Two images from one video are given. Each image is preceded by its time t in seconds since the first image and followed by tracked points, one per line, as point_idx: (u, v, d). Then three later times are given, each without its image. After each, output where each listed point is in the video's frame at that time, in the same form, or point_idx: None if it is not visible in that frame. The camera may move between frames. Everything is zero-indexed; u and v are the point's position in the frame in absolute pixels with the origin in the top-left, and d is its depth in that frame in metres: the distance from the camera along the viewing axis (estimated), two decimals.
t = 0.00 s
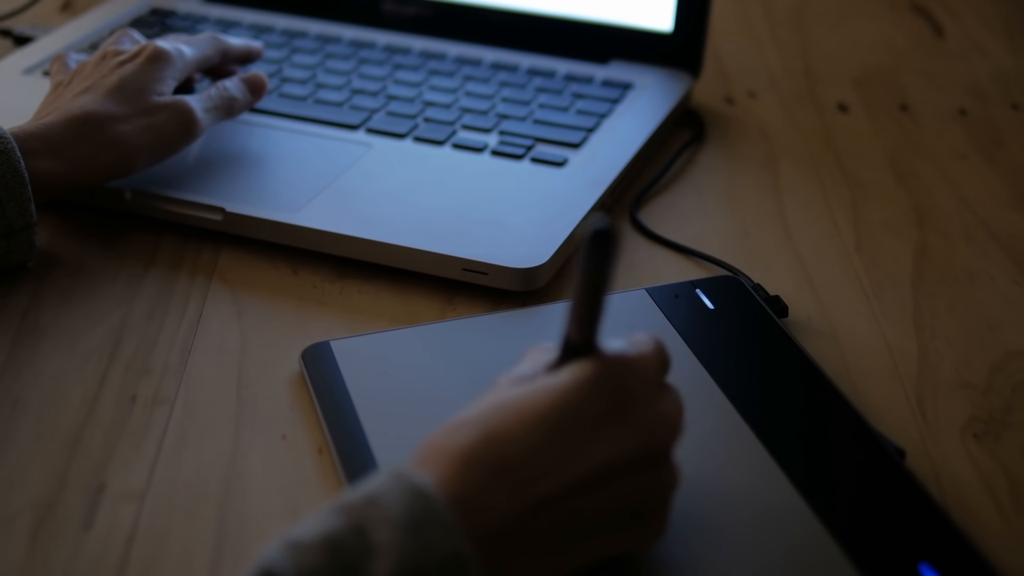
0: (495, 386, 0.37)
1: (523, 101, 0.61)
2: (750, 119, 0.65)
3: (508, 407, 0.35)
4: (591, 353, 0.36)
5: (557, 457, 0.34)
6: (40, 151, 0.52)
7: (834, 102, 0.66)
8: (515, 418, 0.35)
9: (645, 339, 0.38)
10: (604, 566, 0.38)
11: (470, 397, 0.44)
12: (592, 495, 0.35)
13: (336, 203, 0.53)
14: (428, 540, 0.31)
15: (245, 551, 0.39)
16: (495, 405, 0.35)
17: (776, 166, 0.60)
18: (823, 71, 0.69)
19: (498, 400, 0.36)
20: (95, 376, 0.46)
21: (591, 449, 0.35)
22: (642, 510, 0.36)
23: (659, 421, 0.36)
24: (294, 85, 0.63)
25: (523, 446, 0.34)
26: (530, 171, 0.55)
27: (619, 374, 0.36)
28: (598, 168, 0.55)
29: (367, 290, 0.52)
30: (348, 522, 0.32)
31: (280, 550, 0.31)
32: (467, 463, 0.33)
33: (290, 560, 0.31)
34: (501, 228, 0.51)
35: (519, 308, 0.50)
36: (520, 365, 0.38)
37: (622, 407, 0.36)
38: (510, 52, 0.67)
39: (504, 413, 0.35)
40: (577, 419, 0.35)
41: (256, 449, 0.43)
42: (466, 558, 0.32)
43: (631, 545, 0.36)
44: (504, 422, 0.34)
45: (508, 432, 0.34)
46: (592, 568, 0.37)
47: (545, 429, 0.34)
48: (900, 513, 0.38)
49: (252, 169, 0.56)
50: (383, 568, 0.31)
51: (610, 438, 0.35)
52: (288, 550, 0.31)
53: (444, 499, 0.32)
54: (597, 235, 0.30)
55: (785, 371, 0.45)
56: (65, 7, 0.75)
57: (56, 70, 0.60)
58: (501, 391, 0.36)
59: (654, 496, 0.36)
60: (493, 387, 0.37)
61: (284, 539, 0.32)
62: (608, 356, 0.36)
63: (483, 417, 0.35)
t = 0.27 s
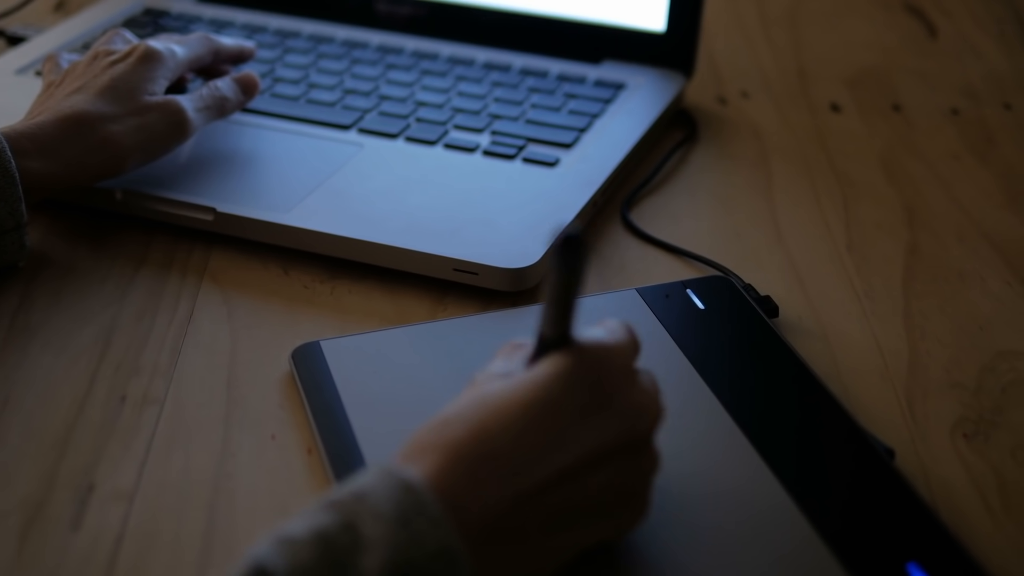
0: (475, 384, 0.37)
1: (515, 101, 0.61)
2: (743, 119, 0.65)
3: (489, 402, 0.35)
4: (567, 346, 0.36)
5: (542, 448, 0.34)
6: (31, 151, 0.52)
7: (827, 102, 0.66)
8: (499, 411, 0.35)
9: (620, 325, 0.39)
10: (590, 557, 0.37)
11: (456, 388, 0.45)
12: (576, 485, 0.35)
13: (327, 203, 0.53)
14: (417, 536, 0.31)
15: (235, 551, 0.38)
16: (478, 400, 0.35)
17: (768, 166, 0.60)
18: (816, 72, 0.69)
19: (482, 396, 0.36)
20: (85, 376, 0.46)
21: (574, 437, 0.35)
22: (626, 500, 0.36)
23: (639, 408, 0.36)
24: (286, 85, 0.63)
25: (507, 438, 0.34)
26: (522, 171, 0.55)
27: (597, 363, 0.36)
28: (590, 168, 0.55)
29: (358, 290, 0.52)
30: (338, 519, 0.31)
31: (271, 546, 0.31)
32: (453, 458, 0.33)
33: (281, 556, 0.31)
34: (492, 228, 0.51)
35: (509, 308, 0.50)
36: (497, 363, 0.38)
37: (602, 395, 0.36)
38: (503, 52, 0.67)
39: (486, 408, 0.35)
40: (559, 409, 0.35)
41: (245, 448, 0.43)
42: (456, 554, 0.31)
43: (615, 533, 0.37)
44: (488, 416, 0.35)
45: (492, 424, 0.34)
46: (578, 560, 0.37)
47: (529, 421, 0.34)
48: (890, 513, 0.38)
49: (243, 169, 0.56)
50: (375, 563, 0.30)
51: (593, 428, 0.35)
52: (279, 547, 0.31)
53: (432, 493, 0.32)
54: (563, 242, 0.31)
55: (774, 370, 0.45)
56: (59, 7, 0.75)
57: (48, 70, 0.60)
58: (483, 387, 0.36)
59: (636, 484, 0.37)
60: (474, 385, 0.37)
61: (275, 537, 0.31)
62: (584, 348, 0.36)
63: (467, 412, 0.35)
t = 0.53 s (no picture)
0: (473, 387, 0.36)
1: (508, 101, 0.61)
2: (737, 119, 0.65)
3: (501, 414, 0.34)
4: (584, 365, 0.36)
5: (553, 468, 0.33)
6: (22, 151, 0.52)
7: (820, 102, 0.66)
8: (514, 427, 0.34)
9: (622, 341, 0.38)
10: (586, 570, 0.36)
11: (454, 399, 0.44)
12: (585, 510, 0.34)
13: (319, 203, 0.53)
14: (423, 554, 0.30)
15: (225, 551, 0.38)
16: (490, 410, 0.34)
17: (761, 166, 0.60)
18: (810, 72, 0.69)
19: (493, 406, 0.34)
20: (76, 378, 0.46)
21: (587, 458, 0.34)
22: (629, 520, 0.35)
23: (655, 435, 0.36)
24: (280, 85, 0.63)
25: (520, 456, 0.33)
26: (515, 171, 0.55)
27: (616, 390, 0.35)
28: (582, 168, 0.55)
29: (350, 290, 0.52)
30: (344, 537, 0.30)
31: (276, 562, 0.30)
32: (463, 471, 0.32)
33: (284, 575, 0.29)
34: (484, 228, 0.51)
35: (501, 308, 0.50)
36: (495, 363, 0.38)
37: (618, 423, 0.35)
38: (496, 53, 0.67)
39: (497, 420, 0.34)
40: (575, 432, 0.34)
41: (235, 449, 0.43)
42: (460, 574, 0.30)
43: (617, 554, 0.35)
44: (501, 430, 0.33)
45: (506, 440, 0.33)
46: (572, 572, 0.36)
47: (544, 439, 0.33)
48: (878, 512, 0.38)
49: (235, 169, 0.56)
50: None
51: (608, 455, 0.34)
52: (283, 563, 0.29)
53: (442, 508, 0.31)
54: (626, 271, 0.31)
55: (766, 370, 0.45)
56: (53, 7, 0.75)
57: (40, 70, 0.60)
58: (493, 397, 0.35)
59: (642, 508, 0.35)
60: (474, 390, 0.36)
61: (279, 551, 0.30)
62: (602, 368, 0.36)
63: (481, 423, 0.34)
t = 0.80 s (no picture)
0: (447, 387, 0.36)
1: (501, 101, 0.61)
2: (730, 119, 0.65)
3: (472, 410, 0.33)
4: (555, 356, 0.35)
5: (524, 461, 0.33)
6: (13, 151, 0.52)
7: (813, 102, 0.66)
8: (482, 422, 0.33)
9: (600, 333, 0.37)
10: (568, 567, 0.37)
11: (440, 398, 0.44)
12: (557, 500, 0.34)
13: (311, 203, 0.53)
14: (398, 551, 0.30)
15: (213, 550, 0.38)
16: (459, 408, 0.34)
17: (753, 166, 0.60)
18: (803, 72, 0.69)
19: (462, 403, 0.34)
20: (66, 377, 0.46)
21: (559, 453, 0.34)
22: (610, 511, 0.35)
23: (626, 422, 0.35)
24: (272, 85, 0.63)
25: (490, 451, 0.32)
26: (507, 171, 0.55)
27: (584, 377, 0.34)
28: (574, 169, 0.55)
29: (341, 290, 0.52)
30: (319, 534, 0.31)
31: (250, 559, 0.30)
32: (435, 469, 0.32)
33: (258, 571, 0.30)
34: (475, 228, 0.51)
35: (491, 307, 0.50)
36: (471, 362, 0.37)
37: (586, 410, 0.34)
38: (489, 53, 0.67)
39: (468, 417, 0.33)
40: (544, 423, 0.33)
41: (224, 449, 0.43)
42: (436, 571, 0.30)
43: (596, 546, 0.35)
44: (471, 426, 0.33)
45: (476, 435, 0.33)
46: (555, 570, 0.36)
47: (513, 432, 0.33)
48: (869, 512, 0.38)
49: (227, 169, 0.56)
50: None
51: (577, 444, 0.34)
52: (257, 560, 0.30)
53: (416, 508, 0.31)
54: (578, 248, 0.29)
55: (755, 369, 0.45)
56: (47, 7, 0.76)
57: (33, 70, 0.60)
58: (462, 395, 0.35)
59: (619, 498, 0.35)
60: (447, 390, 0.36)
61: (254, 549, 0.31)
62: (573, 359, 0.35)
63: (449, 420, 0.33)
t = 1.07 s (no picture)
0: (434, 389, 0.36)
1: (493, 101, 0.61)
2: (722, 119, 0.65)
3: (459, 413, 0.34)
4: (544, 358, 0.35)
5: (513, 465, 0.33)
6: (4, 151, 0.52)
7: (806, 102, 0.66)
8: (469, 424, 0.33)
9: (586, 335, 0.37)
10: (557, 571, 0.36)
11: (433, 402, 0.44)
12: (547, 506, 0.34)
13: (302, 203, 0.53)
14: (387, 556, 0.30)
15: (201, 551, 0.38)
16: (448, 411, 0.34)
17: (745, 166, 0.60)
18: (796, 72, 0.69)
19: (449, 406, 0.34)
20: (56, 377, 0.46)
21: (549, 458, 0.33)
22: (594, 516, 0.34)
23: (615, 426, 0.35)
24: (265, 85, 0.63)
25: (479, 454, 0.33)
26: (498, 171, 0.55)
27: (574, 381, 0.34)
28: (566, 169, 0.55)
29: (332, 291, 0.52)
30: (308, 537, 0.31)
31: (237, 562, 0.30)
32: (423, 473, 0.32)
33: None
34: (466, 228, 0.51)
35: (482, 308, 0.50)
36: (456, 363, 0.37)
37: (579, 416, 0.34)
38: (482, 53, 0.67)
39: (457, 420, 0.33)
40: (534, 427, 0.33)
41: (213, 449, 0.43)
42: None
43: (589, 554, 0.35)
44: (460, 430, 0.33)
45: (465, 439, 0.33)
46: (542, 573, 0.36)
47: (502, 436, 0.33)
48: (857, 512, 0.38)
49: (218, 169, 0.56)
50: None
51: (569, 450, 0.34)
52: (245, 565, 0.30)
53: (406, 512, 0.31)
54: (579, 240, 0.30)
55: (744, 369, 0.45)
56: (40, 7, 0.76)
57: (25, 70, 0.60)
58: (450, 397, 0.35)
59: (609, 504, 0.35)
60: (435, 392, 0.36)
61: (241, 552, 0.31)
62: (562, 361, 0.35)
63: (437, 423, 0.33)
